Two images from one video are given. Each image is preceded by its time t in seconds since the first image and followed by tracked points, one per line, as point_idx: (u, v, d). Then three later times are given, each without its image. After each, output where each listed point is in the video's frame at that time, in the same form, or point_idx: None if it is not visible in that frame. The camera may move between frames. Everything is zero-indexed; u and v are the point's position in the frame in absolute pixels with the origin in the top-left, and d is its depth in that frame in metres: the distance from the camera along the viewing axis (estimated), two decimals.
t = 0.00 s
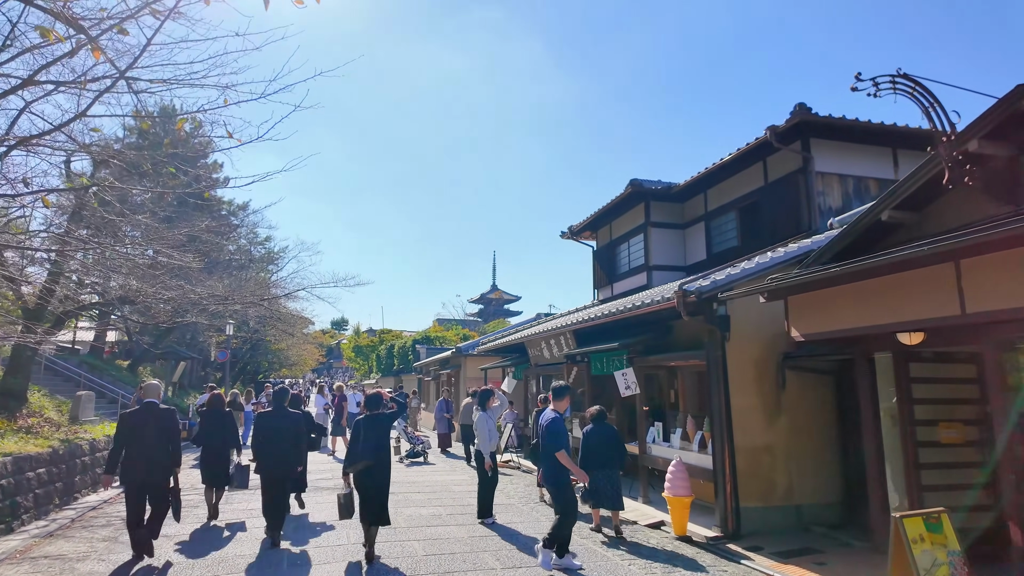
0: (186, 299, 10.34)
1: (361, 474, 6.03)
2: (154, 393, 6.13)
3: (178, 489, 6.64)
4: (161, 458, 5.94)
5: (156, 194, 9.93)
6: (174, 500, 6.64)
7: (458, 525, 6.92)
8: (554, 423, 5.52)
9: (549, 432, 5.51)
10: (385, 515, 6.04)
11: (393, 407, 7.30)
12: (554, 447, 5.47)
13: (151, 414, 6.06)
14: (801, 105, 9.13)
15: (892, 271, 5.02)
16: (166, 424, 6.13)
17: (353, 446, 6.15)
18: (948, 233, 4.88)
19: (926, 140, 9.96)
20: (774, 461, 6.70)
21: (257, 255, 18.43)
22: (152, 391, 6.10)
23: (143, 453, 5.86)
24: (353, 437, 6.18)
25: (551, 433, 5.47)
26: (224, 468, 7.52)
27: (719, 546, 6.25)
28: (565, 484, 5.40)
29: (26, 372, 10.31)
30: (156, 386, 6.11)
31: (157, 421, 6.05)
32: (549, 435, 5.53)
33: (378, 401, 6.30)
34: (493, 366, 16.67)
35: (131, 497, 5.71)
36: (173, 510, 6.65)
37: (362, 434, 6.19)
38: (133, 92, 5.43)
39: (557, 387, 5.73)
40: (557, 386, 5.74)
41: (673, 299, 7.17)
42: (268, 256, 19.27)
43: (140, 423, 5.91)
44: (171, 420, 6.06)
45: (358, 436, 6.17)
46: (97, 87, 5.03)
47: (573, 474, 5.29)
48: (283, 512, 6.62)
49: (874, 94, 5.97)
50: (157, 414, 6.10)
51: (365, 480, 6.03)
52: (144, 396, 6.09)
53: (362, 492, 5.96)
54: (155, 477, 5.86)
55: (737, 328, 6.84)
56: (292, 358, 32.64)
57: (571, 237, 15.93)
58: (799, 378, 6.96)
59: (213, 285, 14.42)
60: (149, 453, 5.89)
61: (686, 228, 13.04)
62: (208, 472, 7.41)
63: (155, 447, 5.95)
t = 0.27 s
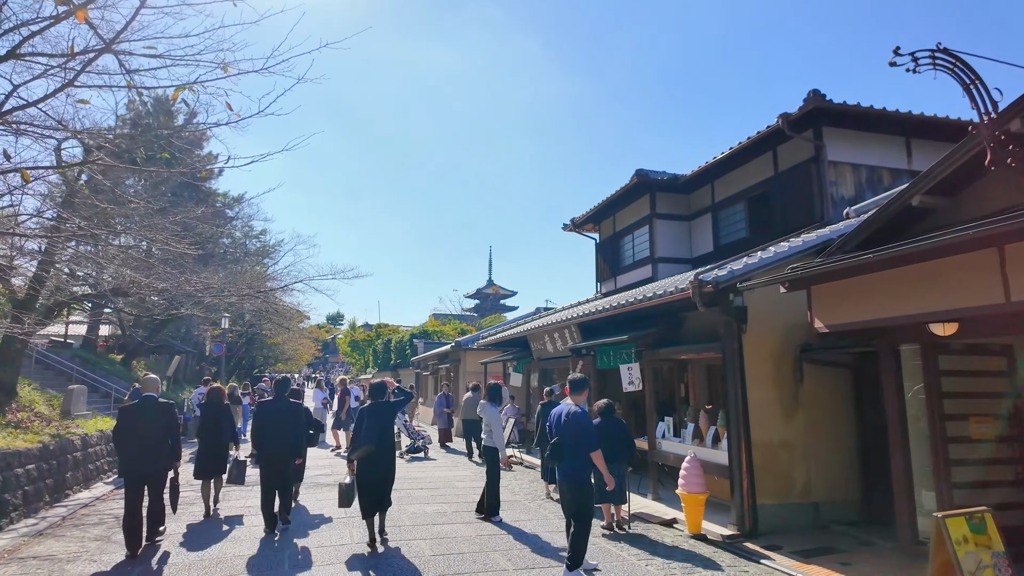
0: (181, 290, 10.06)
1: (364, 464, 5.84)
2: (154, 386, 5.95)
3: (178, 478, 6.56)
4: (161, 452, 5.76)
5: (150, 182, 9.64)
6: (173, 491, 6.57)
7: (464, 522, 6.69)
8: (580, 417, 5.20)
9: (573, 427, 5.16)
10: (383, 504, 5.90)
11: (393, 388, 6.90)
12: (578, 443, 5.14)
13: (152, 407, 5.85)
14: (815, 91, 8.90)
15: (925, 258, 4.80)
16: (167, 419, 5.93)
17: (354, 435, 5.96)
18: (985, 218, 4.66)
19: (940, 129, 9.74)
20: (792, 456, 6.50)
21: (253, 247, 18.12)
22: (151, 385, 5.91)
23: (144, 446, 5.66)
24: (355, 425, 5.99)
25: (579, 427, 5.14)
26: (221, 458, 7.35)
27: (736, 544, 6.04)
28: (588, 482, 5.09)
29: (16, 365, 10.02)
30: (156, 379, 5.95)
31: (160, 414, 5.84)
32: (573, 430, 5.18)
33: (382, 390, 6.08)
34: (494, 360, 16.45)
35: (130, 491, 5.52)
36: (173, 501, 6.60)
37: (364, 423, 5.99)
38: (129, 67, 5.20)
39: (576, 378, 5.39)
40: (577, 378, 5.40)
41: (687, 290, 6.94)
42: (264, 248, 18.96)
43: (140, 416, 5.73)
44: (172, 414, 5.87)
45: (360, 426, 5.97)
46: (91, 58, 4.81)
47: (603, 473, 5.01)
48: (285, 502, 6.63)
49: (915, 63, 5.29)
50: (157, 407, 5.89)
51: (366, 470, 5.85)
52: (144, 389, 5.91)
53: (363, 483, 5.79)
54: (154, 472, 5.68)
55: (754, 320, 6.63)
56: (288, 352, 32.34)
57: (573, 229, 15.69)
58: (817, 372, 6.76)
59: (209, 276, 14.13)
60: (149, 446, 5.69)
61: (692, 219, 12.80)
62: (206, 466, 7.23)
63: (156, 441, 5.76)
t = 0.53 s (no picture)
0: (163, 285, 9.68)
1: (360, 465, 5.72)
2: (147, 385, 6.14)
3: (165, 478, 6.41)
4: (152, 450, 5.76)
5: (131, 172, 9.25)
6: (160, 491, 6.46)
7: (462, 526, 6.45)
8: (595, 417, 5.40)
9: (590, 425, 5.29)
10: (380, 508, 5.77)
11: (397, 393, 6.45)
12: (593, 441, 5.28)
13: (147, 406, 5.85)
14: (817, 86, 8.77)
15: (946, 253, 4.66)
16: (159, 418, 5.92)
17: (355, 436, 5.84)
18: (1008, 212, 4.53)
19: (939, 126, 9.67)
20: (798, 457, 6.38)
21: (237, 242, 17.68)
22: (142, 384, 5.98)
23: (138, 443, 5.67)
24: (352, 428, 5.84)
25: (596, 426, 5.30)
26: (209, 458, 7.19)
27: (743, 547, 5.89)
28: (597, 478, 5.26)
29: None
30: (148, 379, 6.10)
31: (151, 412, 5.84)
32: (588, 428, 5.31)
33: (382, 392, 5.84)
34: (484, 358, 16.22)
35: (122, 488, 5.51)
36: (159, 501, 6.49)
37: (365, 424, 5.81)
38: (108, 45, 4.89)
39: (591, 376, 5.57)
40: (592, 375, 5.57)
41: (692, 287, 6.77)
42: (249, 243, 18.53)
43: (131, 414, 5.73)
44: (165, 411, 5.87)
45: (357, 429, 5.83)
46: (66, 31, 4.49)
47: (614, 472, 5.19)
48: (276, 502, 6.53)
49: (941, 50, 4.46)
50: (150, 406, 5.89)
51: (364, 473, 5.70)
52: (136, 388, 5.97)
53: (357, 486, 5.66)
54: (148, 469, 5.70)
55: (761, 317, 6.48)
56: (271, 349, 31.80)
57: (565, 225, 15.49)
58: (824, 370, 6.63)
59: (191, 271, 13.73)
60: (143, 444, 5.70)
61: (688, 216, 12.67)
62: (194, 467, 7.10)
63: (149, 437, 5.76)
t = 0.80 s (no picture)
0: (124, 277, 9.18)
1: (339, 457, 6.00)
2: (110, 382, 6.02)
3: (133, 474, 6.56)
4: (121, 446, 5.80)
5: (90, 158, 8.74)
6: (128, 487, 6.62)
7: (443, 529, 6.19)
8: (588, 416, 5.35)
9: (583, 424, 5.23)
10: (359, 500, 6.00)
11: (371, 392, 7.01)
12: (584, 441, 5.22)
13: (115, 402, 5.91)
14: (801, 84, 8.76)
15: (944, 249, 4.59)
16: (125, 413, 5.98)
17: (333, 429, 6.11)
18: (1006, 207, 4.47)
19: (917, 127, 9.76)
20: (786, 456, 6.30)
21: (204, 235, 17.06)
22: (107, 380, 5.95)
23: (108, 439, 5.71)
24: (331, 420, 6.16)
25: (589, 426, 5.25)
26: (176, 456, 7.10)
27: (732, 548, 5.77)
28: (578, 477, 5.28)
29: None
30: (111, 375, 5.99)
31: (121, 407, 5.92)
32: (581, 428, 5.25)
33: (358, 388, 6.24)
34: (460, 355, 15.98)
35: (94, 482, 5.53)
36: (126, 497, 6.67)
37: (340, 418, 6.18)
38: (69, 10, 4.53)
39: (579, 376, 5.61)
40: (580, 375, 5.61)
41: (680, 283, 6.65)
42: (216, 237, 17.91)
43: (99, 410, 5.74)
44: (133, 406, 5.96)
45: (336, 423, 6.13)
46: None
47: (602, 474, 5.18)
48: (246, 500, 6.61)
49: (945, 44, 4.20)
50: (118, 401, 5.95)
51: (342, 464, 6.01)
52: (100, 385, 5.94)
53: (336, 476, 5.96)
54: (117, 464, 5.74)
55: (749, 314, 6.39)
56: (237, 347, 30.99)
57: (543, 222, 15.33)
58: (811, 368, 6.57)
59: (155, 264, 13.20)
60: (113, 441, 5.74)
61: (667, 214, 12.61)
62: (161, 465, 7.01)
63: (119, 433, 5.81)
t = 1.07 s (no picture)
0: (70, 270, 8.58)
1: (303, 462, 5.89)
2: (55, 386, 5.53)
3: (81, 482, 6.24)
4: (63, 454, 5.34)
5: (33, 141, 8.13)
6: (77, 495, 6.28)
7: (417, 536, 5.89)
8: (569, 417, 5.26)
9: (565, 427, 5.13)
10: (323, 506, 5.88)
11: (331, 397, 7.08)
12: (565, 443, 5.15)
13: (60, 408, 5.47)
14: (777, 83, 8.77)
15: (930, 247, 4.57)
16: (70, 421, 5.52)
17: (298, 433, 5.94)
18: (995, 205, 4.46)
19: (886, 130, 9.91)
20: (766, 456, 6.22)
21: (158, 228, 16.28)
22: (50, 383, 5.48)
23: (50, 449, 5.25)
24: (297, 425, 5.93)
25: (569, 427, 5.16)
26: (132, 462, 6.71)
27: (714, 550, 5.65)
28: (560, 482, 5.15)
29: None
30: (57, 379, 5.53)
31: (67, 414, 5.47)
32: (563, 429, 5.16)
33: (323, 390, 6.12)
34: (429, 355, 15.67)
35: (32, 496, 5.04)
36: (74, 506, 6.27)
37: (306, 423, 5.99)
38: None
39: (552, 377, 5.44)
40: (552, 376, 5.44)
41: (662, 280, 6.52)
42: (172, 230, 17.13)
43: (36, 416, 5.27)
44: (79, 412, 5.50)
45: (302, 427, 5.93)
46: None
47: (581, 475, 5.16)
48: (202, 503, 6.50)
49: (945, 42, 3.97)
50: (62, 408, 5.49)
51: (306, 468, 5.89)
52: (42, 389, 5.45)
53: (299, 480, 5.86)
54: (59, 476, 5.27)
55: (731, 312, 6.30)
56: (193, 345, 29.85)
57: (515, 219, 15.13)
58: (791, 367, 6.52)
59: (106, 257, 12.47)
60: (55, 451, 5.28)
61: (640, 212, 12.55)
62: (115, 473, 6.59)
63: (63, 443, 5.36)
